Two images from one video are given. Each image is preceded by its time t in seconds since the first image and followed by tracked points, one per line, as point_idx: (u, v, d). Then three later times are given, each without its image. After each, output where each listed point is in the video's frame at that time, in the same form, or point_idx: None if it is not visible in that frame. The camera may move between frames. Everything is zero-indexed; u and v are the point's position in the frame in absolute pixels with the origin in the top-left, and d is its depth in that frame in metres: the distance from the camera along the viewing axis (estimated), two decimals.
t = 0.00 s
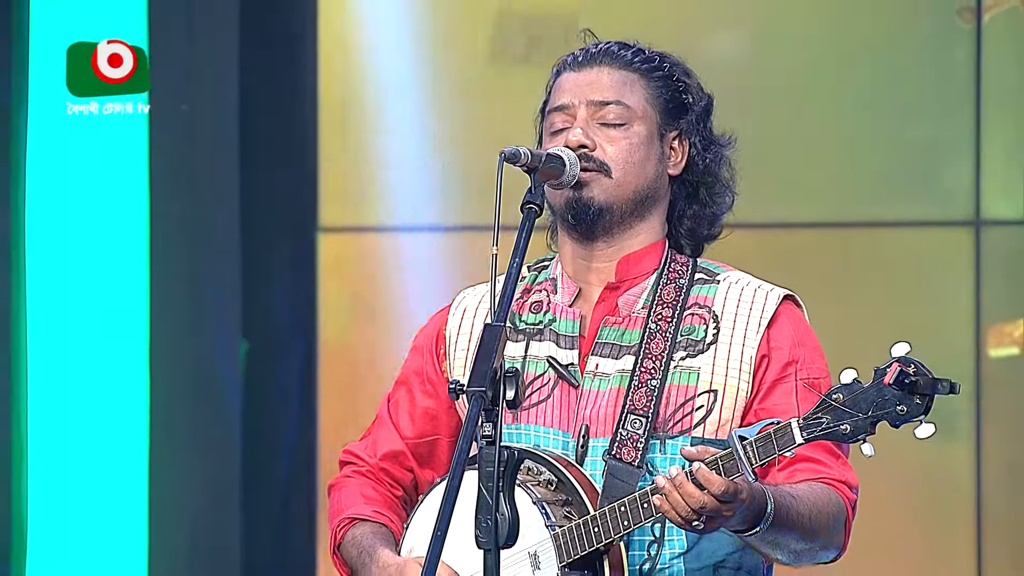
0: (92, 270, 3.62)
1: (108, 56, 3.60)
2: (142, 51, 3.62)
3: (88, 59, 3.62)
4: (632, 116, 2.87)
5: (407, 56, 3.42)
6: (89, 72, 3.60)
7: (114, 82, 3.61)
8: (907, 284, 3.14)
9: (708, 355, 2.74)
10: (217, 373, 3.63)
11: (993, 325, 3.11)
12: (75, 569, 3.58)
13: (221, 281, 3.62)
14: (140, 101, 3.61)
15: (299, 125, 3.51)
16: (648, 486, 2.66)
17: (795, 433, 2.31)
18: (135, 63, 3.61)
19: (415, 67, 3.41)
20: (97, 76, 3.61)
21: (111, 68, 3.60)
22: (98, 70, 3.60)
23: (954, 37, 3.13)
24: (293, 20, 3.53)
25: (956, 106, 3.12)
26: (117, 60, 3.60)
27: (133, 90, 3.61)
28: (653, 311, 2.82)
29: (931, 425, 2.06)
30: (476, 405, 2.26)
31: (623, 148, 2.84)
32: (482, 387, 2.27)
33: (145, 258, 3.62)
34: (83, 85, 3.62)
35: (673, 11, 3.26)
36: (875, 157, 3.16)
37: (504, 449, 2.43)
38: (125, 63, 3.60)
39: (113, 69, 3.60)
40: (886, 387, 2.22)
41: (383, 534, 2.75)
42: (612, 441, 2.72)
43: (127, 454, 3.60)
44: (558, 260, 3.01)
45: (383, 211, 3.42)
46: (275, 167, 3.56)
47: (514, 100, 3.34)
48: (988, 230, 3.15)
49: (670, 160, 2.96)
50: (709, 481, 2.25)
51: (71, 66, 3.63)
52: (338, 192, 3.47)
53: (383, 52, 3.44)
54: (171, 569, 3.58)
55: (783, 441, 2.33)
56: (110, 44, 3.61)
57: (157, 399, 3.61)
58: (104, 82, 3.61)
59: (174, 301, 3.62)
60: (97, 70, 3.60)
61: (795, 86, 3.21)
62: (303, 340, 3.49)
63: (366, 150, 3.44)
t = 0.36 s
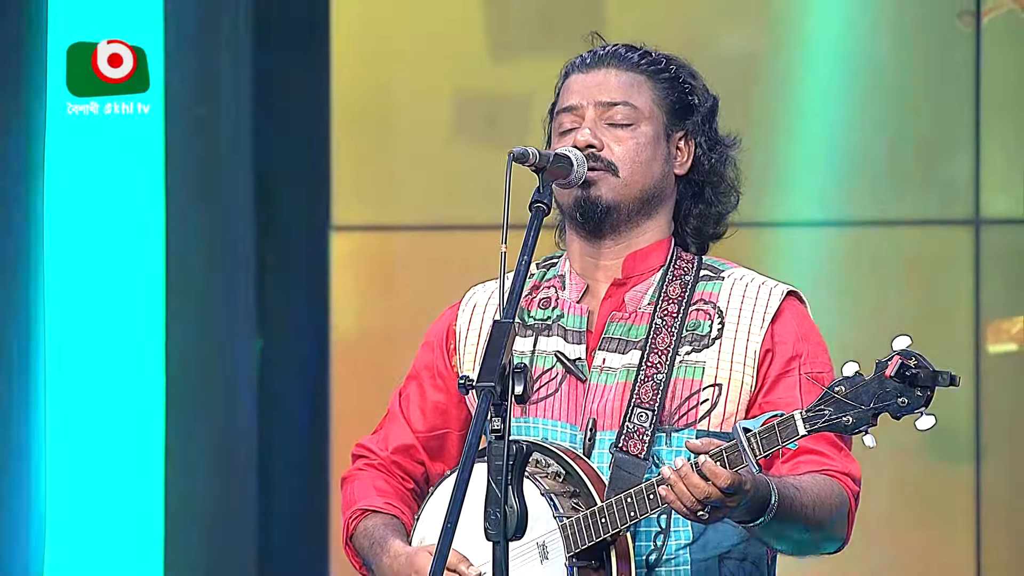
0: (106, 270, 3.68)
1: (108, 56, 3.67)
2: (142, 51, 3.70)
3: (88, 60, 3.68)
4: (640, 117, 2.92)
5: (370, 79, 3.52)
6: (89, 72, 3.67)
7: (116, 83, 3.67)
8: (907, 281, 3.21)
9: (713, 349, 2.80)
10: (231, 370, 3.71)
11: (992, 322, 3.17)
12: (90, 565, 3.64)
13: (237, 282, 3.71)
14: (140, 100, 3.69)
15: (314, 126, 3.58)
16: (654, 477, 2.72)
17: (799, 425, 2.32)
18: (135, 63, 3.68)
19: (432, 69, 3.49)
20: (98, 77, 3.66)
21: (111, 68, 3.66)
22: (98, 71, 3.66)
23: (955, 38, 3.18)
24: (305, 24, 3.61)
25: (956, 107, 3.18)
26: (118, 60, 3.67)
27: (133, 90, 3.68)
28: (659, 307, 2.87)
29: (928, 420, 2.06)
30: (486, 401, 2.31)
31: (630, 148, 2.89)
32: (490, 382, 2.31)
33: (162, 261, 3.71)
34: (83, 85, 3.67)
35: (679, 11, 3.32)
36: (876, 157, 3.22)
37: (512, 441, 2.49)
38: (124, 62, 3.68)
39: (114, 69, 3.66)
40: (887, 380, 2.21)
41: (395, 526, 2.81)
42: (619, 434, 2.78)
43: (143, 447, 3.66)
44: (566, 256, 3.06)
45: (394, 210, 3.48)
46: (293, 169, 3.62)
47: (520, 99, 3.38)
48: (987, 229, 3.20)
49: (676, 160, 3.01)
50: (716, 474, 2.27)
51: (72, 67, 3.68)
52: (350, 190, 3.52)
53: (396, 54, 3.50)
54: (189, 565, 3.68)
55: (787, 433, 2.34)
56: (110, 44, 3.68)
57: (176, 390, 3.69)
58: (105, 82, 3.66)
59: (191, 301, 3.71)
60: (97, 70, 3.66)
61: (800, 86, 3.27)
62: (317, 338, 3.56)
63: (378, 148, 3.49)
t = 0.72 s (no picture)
0: (124, 268, 3.64)
1: (108, 56, 3.68)
2: (141, 51, 3.67)
3: (88, 60, 3.69)
4: (646, 119, 2.97)
5: (381, 76, 3.48)
6: (89, 72, 3.68)
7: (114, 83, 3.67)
8: (908, 278, 3.24)
9: (718, 345, 2.86)
10: (240, 368, 3.57)
11: (991, 319, 3.22)
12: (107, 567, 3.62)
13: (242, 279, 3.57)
14: (140, 100, 3.66)
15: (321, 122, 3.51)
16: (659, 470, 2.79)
17: (801, 421, 2.37)
18: (134, 63, 3.67)
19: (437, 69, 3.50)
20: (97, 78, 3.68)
21: (112, 68, 3.67)
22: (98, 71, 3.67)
23: (954, 40, 3.22)
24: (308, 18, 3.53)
25: (955, 108, 3.22)
26: (118, 60, 3.67)
27: (133, 90, 3.66)
28: (664, 304, 2.94)
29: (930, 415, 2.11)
30: (495, 397, 2.36)
31: (636, 149, 2.95)
32: (499, 378, 2.37)
33: (179, 257, 3.61)
34: (83, 85, 3.69)
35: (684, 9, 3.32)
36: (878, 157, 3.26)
37: (520, 434, 2.55)
38: (124, 63, 3.67)
39: (113, 69, 3.67)
40: (888, 376, 2.27)
41: (405, 518, 2.90)
42: (625, 428, 2.85)
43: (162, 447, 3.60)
44: (573, 255, 3.08)
45: (403, 208, 3.45)
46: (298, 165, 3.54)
47: (525, 96, 3.36)
48: (985, 228, 3.24)
49: (680, 161, 3.25)
50: (721, 473, 2.34)
51: (73, 68, 3.70)
52: (361, 189, 3.49)
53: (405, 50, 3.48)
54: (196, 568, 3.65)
55: (790, 428, 2.38)
56: (110, 44, 3.68)
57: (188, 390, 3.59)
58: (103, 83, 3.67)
59: (200, 298, 3.60)
60: (97, 71, 3.68)
61: (804, 85, 3.29)
62: (321, 335, 3.49)
63: (389, 145, 3.47)
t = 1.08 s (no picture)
0: (140, 274, 3.61)
1: (108, 56, 3.64)
2: (141, 51, 3.66)
3: (88, 60, 3.65)
4: (653, 120, 3.03)
5: (390, 75, 3.55)
6: (90, 71, 3.64)
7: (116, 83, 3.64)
8: (909, 277, 3.33)
9: (722, 339, 2.91)
10: (260, 362, 3.60)
11: (990, 316, 3.30)
12: None
13: (263, 281, 3.61)
14: (141, 100, 3.64)
15: (333, 121, 3.59)
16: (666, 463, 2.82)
17: (806, 417, 2.40)
18: (134, 63, 3.64)
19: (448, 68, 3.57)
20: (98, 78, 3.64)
21: (111, 67, 3.63)
22: (99, 71, 3.63)
23: (952, 43, 3.32)
24: (322, 21, 3.61)
25: (955, 110, 3.31)
26: (117, 60, 3.64)
27: (133, 90, 3.64)
28: (670, 299, 2.98)
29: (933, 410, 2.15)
30: (504, 393, 2.40)
31: (642, 149, 3.01)
32: (507, 374, 2.39)
33: (193, 255, 3.62)
34: (83, 84, 3.65)
35: (691, 15, 3.40)
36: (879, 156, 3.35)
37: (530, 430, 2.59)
38: (125, 63, 3.64)
39: (113, 69, 3.63)
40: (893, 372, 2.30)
41: (416, 509, 2.93)
42: (632, 422, 2.88)
43: (178, 444, 3.60)
44: (581, 251, 3.17)
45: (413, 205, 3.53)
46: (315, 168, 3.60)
47: (536, 101, 3.45)
48: (984, 227, 3.32)
49: (687, 161, 3.11)
50: (722, 460, 2.36)
51: (72, 66, 3.66)
52: (373, 188, 3.56)
53: (417, 58, 3.54)
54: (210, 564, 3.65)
55: (795, 424, 2.42)
56: (110, 44, 3.65)
57: (205, 384, 3.61)
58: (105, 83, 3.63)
59: (221, 299, 3.63)
60: (98, 70, 3.63)
61: (808, 88, 3.37)
62: (337, 334, 3.56)
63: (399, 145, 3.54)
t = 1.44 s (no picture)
0: (156, 272, 3.69)
1: (108, 56, 3.71)
2: (141, 51, 3.74)
3: (88, 60, 3.73)
4: (659, 119, 2.99)
5: (402, 78, 3.68)
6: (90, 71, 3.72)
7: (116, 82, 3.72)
8: (910, 273, 3.41)
9: (728, 332, 2.85)
10: (271, 357, 3.66)
11: (988, 311, 3.37)
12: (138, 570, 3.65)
13: (276, 279, 3.68)
14: (141, 100, 3.73)
15: (346, 122, 3.70)
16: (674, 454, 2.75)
17: (812, 409, 2.33)
18: (135, 63, 3.72)
19: (457, 71, 3.67)
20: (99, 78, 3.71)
21: (111, 67, 3.71)
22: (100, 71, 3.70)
23: (951, 43, 3.39)
24: (334, 24, 3.70)
25: (953, 109, 3.39)
26: (118, 58, 3.71)
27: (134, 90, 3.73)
28: (676, 292, 2.93)
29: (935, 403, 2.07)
30: (510, 384, 2.26)
31: (649, 148, 2.96)
32: (515, 368, 2.27)
33: (207, 252, 3.69)
34: (83, 84, 3.73)
35: (695, 19, 3.50)
36: (878, 154, 3.43)
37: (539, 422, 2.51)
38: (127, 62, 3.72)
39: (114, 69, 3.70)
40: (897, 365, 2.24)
41: (427, 499, 2.96)
42: (639, 413, 2.81)
43: (192, 437, 3.65)
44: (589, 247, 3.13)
45: (424, 207, 3.68)
46: (329, 166, 3.69)
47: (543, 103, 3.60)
48: (983, 224, 3.39)
49: (693, 159, 3.08)
50: (730, 452, 2.27)
51: (73, 66, 3.74)
52: (384, 187, 3.69)
53: (428, 60, 3.68)
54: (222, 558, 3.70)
55: (800, 415, 2.35)
56: (110, 44, 3.73)
57: (220, 378, 3.67)
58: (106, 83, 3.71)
59: (234, 296, 3.69)
60: (98, 70, 3.71)
61: (811, 89, 3.46)
62: (351, 328, 3.67)
63: (411, 145, 3.68)
